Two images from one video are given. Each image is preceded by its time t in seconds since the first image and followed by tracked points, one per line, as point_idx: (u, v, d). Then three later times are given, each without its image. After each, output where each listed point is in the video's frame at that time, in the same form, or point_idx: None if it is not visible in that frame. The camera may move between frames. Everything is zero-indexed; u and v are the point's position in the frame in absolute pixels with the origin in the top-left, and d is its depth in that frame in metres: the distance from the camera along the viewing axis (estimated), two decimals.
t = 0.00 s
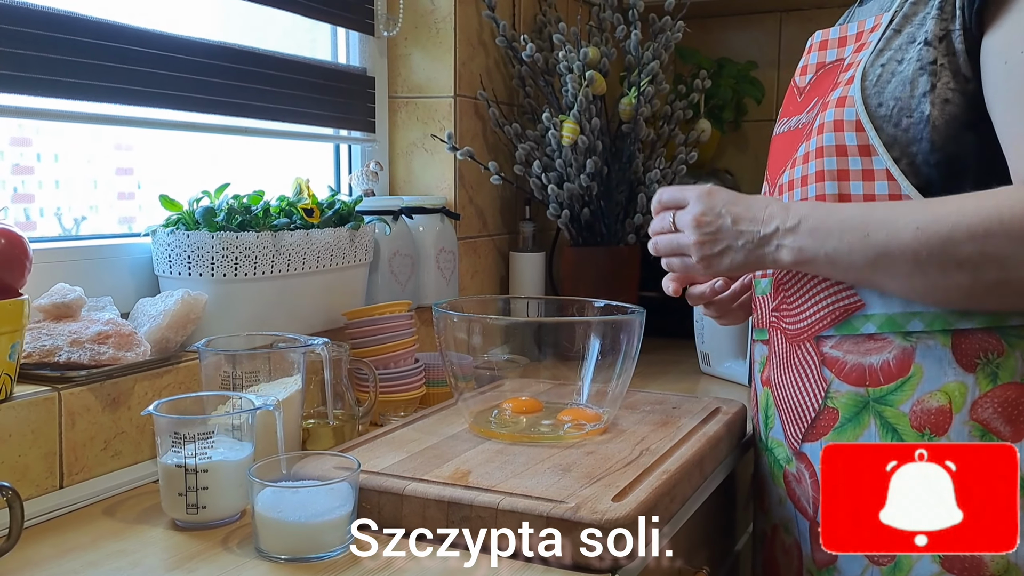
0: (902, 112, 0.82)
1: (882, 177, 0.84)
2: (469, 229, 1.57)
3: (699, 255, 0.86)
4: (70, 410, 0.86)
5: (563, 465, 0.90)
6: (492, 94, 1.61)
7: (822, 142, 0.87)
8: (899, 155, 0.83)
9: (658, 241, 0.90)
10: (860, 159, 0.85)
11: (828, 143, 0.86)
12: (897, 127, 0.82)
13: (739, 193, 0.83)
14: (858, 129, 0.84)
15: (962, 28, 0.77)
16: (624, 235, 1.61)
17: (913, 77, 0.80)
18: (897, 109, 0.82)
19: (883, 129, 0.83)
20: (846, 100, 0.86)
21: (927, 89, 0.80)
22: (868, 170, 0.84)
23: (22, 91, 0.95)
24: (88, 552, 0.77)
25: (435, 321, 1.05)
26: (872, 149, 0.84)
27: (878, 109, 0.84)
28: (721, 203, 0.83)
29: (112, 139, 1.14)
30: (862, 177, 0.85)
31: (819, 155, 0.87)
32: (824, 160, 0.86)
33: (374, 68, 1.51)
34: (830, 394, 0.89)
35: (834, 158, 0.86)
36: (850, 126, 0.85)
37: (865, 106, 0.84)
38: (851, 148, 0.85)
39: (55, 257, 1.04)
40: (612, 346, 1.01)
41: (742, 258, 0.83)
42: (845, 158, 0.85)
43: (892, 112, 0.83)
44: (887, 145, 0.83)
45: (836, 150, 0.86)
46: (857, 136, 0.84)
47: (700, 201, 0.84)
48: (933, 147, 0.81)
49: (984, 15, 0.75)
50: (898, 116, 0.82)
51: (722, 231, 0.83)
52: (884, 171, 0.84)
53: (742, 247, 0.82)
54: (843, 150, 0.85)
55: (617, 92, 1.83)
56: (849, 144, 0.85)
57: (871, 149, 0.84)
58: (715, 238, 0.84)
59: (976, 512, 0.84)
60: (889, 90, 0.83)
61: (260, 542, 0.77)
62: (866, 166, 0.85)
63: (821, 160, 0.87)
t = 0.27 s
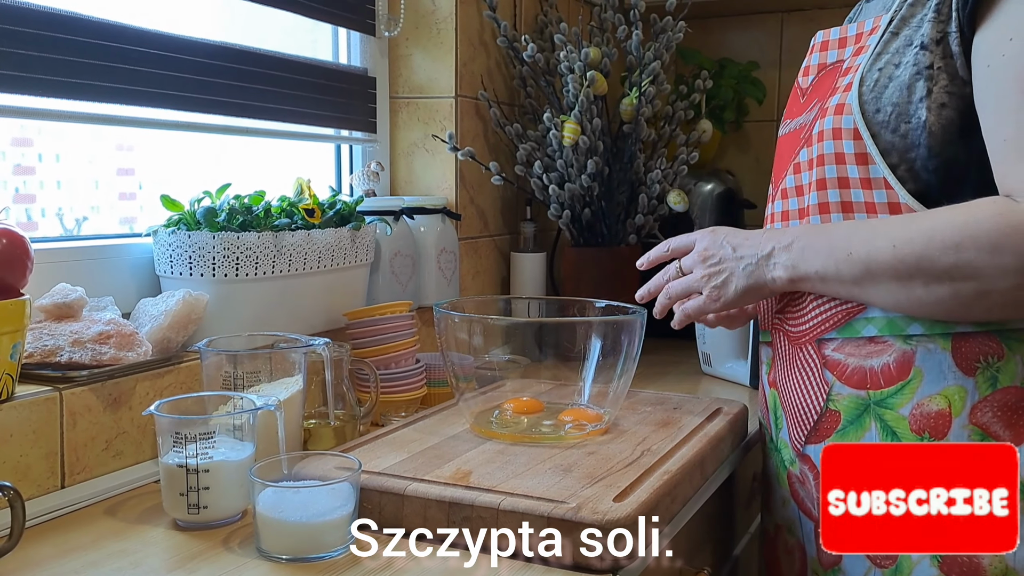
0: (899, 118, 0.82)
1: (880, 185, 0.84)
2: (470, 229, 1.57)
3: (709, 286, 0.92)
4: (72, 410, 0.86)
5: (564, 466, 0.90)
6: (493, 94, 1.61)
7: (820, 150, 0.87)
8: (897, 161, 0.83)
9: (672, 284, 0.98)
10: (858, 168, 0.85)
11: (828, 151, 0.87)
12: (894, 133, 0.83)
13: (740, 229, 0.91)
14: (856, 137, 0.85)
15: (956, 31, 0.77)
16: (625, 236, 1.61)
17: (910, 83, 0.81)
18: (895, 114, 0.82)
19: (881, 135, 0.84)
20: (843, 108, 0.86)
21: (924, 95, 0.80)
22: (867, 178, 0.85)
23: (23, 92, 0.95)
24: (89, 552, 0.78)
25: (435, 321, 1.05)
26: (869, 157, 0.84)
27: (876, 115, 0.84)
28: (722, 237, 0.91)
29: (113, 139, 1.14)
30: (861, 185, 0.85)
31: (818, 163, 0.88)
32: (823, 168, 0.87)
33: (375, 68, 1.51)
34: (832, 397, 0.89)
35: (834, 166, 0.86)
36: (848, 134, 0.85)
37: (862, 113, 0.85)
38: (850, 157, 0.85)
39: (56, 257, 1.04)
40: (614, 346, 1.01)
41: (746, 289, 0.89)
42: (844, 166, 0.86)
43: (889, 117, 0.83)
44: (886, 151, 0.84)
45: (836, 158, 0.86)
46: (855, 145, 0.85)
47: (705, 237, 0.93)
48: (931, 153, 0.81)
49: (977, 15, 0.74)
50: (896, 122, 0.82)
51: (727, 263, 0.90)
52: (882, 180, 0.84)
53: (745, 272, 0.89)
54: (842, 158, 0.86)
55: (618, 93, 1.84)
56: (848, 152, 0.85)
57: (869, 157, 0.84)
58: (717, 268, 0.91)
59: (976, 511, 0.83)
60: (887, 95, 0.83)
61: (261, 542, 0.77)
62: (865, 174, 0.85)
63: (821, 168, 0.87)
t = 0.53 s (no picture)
0: (901, 114, 0.82)
1: (885, 180, 0.84)
2: (471, 229, 1.57)
3: (733, 265, 0.84)
4: (73, 410, 0.86)
5: (564, 466, 0.90)
6: (494, 94, 1.61)
7: (822, 146, 0.88)
8: (899, 157, 0.83)
9: (690, 258, 0.90)
10: (861, 163, 0.85)
11: (830, 147, 0.87)
12: (896, 129, 0.83)
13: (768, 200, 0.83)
14: (858, 133, 0.85)
15: (961, 28, 0.77)
16: (625, 236, 1.61)
17: (912, 78, 0.81)
18: (896, 110, 0.83)
19: (883, 130, 0.84)
20: (845, 103, 0.87)
21: (926, 91, 0.80)
22: (870, 173, 0.85)
23: (24, 92, 0.95)
24: (90, 552, 0.78)
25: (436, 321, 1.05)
26: (872, 152, 0.84)
27: (877, 111, 0.84)
28: (751, 209, 0.83)
29: (114, 140, 1.14)
30: (865, 181, 0.85)
31: (820, 159, 0.88)
32: (825, 165, 0.87)
33: (376, 69, 1.51)
34: (832, 401, 0.89)
35: (836, 162, 0.86)
36: (850, 130, 0.86)
37: (864, 109, 0.85)
38: (852, 152, 0.85)
39: (57, 257, 1.04)
40: (614, 347, 1.01)
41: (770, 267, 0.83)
42: (846, 162, 0.86)
43: (891, 113, 0.83)
44: (888, 147, 0.84)
45: (838, 154, 0.86)
46: (857, 140, 0.85)
47: (729, 209, 0.84)
48: (935, 148, 0.81)
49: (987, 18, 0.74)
50: (897, 118, 0.83)
51: (758, 241, 0.82)
52: (886, 175, 0.84)
53: (777, 255, 0.82)
54: (844, 153, 0.86)
55: (618, 93, 1.84)
56: (850, 148, 0.85)
57: (872, 152, 0.84)
58: (744, 243, 0.83)
59: (976, 511, 0.83)
60: (888, 90, 0.83)
61: (262, 542, 0.77)
62: (869, 169, 0.85)
63: (824, 164, 0.87)
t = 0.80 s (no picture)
0: (909, 109, 0.82)
1: (888, 178, 0.84)
2: (471, 230, 1.57)
3: (763, 283, 0.83)
4: (74, 411, 0.86)
5: (565, 467, 0.90)
6: (494, 95, 1.61)
7: (828, 143, 0.88)
8: (905, 154, 0.83)
9: (719, 273, 0.89)
10: (864, 160, 0.85)
11: (834, 144, 0.87)
12: (903, 126, 0.82)
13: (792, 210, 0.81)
14: (863, 129, 0.85)
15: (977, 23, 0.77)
16: (625, 236, 1.61)
17: (921, 74, 0.81)
18: (904, 106, 0.82)
19: (889, 127, 0.84)
20: (851, 100, 0.87)
21: (937, 85, 0.80)
22: (873, 171, 0.85)
23: (25, 93, 0.96)
24: (91, 553, 0.78)
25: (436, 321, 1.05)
26: (876, 150, 0.84)
27: (884, 107, 0.84)
28: (778, 226, 0.80)
29: (114, 140, 1.14)
30: (868, 179, 0.85)
31: (826, 156, 0.88)
32: (830, 161, 0.87)
33: (377, 70, 1.51)
34: (831, 403, 0.89)
35: (839, 159, 0.86)
36: (854, 126, 0.86)
37: (872, 105, 0.85)
38: (855, 149, 0.85)
39: (58, 258, 1.04)
40: (614, 348, 1.01)
41: (799, 280, 0.82)
42: (849, 159, 0.86)
43: (898, 110, 0.83)
44: (894, 144, 0.83)
45: (841, 151, 0.86)
46: (861, 137, 0.85)
47: (756, 226, 0.81)
48: (944, 145, 0.80)
49: (1001, 14, 0.74)
50: (905, 114, 0.82)
51: (793, 257, 0.80)
52: (890, 172, 0.84)
53: (810, 271, 0.81)
54: (848, 150, 0.86)
55: (618, 94, 1.84)
56: (853, 144, 0.85)
57: (876, 149, 0.84)
58: (774, 262, 0.81)
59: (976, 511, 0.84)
60: (896, 85, 0.83)
61: (262, 543, 0.77)
62: (872, 168, 0.85)
63: (828, 161, 0.88)
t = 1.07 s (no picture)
0: (897, 109, 0.82)
1: (873, 178, 0.84)
2: (472, 231, 1.57)
3: (735, 280, 0.83)
4: (74, 411, 0.86)
5: (565, 468, 0.90)
6: (495, 95, 1.61)
7: (819, 142, 0.89)
8: (892, 154, 0.83)
9: (693, 266, 0.88)
10: (851, 160, 0.86)
11: (824, 143, 0.88)
12: (890, 125, 0.83)
13: (765, 208, 0.82)
14: (850, 128, 0.86)
15: (965, 22, 0.77)
16: (626, 237, 1.61)
17: (909, 72, 0.81)
18: (892, 105, 0.83)
19: (876, 126, 0.84)
20: (841, 99, 0.88)
21: (923, 85, 0.80)
22: (859, 170, 0.85)
23: (25, 93, 0.96)
24: (91, 554, 0.77)
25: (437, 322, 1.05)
26: (862, 149, 0.85)
27: (873, 106, 0.85)
28: (751, 223, 0.81)
29: (115, 141, 1.14)
30: (854, 178, 0.85)
31: (818, 155, 0.89)
32: (820, 160, 0.88)
33: (378, 70, 1.51)
34: (811, 402, 0.90)
35: (828, 159, 0.87)
36: (843, 125, 0.87)
37: (861, 104, 0.86)
38: (843, 148, 0.86)
39: (58, 259, 1.04)
40: (614, 349, 1.01)
41: (773, 280, 0.82)
42: (837, 158, 0.86)
43: (886, 109, 0.83)
44: (880, 144, 0.84)
45: (830, 150, 0.87)
46: (848, 136, 0.85)
47: (725, 224, 0.82)
48: (931, 146, 0.80)
49: (989, 11, 0.74)
50: (893, 113, 0.82)
51: (760, 256, 0.81)
52: (875, 172, 0.84)
53: (780, 269, 0.81)
54: (835, 149, 0.86)
55: (619, 94, 1.84)
56: (841, 144, 0.86)
57: (862, 148, 0.85)
58: (746, 259, 0.82)
59: (976, 511, 0.83)
60: (885, 85, 0.84)
61: (262, 543, 0.77)
62: (859, 166, 0.85)
63: (818, 160, 0.88)
